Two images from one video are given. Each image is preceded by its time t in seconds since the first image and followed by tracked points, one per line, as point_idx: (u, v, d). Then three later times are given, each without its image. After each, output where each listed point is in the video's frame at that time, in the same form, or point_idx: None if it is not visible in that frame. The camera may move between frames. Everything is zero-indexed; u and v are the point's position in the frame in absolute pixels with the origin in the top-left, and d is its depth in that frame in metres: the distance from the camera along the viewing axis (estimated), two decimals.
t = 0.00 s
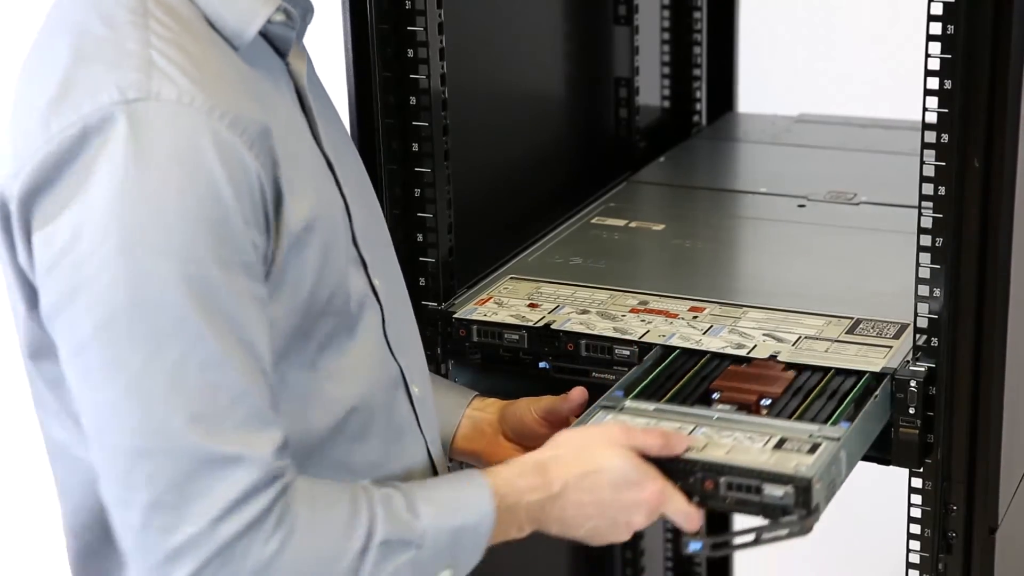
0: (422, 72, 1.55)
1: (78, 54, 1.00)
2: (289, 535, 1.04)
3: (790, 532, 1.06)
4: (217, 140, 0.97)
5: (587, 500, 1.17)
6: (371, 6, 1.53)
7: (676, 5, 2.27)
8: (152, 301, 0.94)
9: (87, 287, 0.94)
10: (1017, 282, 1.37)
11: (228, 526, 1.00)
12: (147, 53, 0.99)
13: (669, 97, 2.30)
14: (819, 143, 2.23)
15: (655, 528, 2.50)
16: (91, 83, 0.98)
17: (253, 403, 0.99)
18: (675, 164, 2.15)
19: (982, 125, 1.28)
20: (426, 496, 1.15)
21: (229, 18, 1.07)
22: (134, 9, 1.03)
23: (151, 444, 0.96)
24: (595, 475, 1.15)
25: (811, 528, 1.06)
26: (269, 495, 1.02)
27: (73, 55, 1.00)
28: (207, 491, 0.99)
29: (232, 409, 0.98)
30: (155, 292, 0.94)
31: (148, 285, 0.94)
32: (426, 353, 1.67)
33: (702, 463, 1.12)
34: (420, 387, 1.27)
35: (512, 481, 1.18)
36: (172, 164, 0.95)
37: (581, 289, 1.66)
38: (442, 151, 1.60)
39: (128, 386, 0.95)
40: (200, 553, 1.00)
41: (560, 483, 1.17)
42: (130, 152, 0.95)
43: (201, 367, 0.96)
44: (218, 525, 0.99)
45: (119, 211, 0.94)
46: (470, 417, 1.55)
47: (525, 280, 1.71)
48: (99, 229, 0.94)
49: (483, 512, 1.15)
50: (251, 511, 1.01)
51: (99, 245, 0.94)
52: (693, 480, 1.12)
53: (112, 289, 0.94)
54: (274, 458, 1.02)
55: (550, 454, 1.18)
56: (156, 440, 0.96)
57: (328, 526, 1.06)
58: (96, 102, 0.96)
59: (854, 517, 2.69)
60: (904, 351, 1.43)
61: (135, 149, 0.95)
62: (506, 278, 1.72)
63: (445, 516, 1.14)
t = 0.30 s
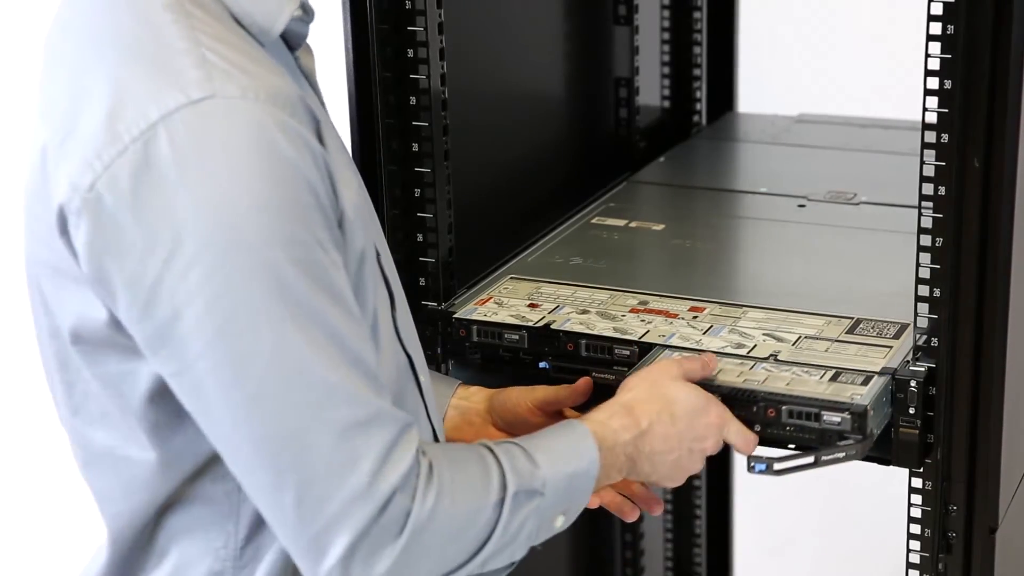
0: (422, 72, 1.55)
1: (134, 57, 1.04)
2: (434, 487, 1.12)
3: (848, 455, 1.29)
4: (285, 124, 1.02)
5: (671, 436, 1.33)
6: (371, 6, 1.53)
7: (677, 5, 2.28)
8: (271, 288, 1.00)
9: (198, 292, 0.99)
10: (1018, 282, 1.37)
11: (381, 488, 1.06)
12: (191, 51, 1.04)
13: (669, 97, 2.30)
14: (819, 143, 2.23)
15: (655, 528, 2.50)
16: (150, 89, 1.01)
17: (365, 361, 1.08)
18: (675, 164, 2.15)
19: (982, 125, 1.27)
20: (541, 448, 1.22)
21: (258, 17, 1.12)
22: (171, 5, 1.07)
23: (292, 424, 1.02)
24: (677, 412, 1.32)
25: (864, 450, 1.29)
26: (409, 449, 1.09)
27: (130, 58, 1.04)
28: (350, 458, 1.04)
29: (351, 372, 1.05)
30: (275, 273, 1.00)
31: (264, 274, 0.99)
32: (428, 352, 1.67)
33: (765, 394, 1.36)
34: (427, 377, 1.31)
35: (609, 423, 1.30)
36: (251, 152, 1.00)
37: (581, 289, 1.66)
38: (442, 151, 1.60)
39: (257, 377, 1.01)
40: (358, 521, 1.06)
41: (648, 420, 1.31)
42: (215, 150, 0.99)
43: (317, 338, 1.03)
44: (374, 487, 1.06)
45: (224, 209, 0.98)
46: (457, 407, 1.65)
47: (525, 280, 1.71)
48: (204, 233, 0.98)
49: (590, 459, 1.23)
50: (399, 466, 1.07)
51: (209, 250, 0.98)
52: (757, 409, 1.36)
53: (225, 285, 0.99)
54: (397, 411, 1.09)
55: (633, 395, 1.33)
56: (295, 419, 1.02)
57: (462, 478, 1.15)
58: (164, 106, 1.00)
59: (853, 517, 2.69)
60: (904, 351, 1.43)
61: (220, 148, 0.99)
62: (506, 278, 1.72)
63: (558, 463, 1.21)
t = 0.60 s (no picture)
0: (422, 72, 1.55)
1: (159, 59, 1.04)
2: (425, 493, 1.12)
3: (855, 446, 1.33)
4: (312, 130, 1.03)
5: (636, 418, 1.34)
6: (371, 6, 1.53)
7: (676, 5, 2.28)
8: (288, 295, 1.00)
9: (216, 294, 0.99)
10: (1018, 282, 1.37)
11: (379, 501, 1.06)
12: (218, 53, 1.04)
13: (669, 97, 2.30)
14: (819, 143, 2.23)
15: (655, 528, 2.50)
16: (180, 90, 1.01)
17: (372, 371, 1.08)
18: (675, 165, 2.15)
19: (982, 125, 1.27)
20: (518, 450, 1.23)
21: (275, 20, 1.14)
22: (193, 8, 1.07)
23: (299, 431, 1.02)
24: (635, 395, 1.35)
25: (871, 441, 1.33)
26: (405, 460, 1.10)
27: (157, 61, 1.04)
28: (353, 468, 1.05)
29: (360, 382, 1.06)
30: (292, 280, 1.00)
31: (284, 280, 1.00)
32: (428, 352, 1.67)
33: (773, 387, 1.38)
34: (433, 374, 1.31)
35: (570, 414, 1.33)
36: (278, 157, 1.00)
37: (581, 289, 1.66)
38: (442, 151, 1.60)
39: (271, 382, 1.01)
40: (352, 530, 1.06)
41: (608, 405, 1.34)
42: (242, 153, 0.99)
43: (333, 344, 1.03)
44: (372, 498, 1.06)
45: (248, 214, 0.98)
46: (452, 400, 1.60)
47: (525, 280, 1.71)
48: (226, 236, 0.98)
49: (566, 456, 1.25)
50: (396, 478, 1.08)
51: (229, 254, 0.98)
52: (764, 401, 1.38)
53: (245, 289, 0.99)
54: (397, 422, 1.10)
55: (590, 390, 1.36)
56: (304, 426, 1.02)
57: (448, 482, 1.15)
58: (191, 107, 1.00)
59: (852, 517, 2.70)
60: (904, 351, 1.43)
61: (247, 152, 0.99)
62: (506, 278, 1.72)
63: (536, 464, 1.22)
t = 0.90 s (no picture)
0: (422, 72, 1.55)
1: (180, 61, 1.03)
2: (448, 494, 1.12)
3: (861, 438, 1.35)
4: (336, 135, 1.03)
5: (658, 423, 1.36)
6: (371, 5, 1.53)
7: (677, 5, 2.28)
8: (315, 298, 1.00)
9: (242, 297, 0.99)
10: (1018, 282, 1.37)
11: (403, 500, 1.06)
12: (241, 56, 1.04)
13: (669, 97, 2.30)
14: (819, 143, 2.23)
15: (655, 528, 2.50)
16: (206, 93, 1.01)
17: (395, 372, 1.08)
18: (675, 165, 2.15)
19: (982, 125, 1.27)
20: (545, 452, 1.22)
21: (291, 23, 1.15)
22: (212, 8, 1.07)
23: (325, 432, 1.03)
24: (661, 400, 1.36)
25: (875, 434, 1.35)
26: (429, 460, 1.10)
27: (181, 64, 1.03)
28: (377, 468, 1.05)
29: (383, 382, 1.06)
30: (317, 283, 1.00)
31: (311, 284, 1.00)
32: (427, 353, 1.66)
33: (780, 377, 1.39)
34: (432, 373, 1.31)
35: (602, 418, 1.32)
36: (304, 162, 1.00)
37: (581, 289, 1.66)
38: (442, 151, 1.60)
39: (298, 385, 1.01)
40: (375, 529, 1.07)
41: (637, 411, 1.34)
42: (269, 158, 1.00)
43: (358, 347, 1.04)
44: (398, 498, 1.06)
45: (275, 218, 0.99)
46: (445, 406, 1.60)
47: (525, 279, 1.71)
48: (252, 240, 0.98)
49: (591, 460, 1.25)
50: (420, 477, 1.08)
51: (255, 256, 0.99)
52: (771, 392, 1.39)
53: (273, 293, 0.99)
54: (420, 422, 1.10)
55: (616, 393, 1.36)
56: (330, 427, 1.03)
57: (476, 483, 1.15)
58: (216, 111, 1.00)
59: (852, 517, 2.70)
60: (904, 351, 1.43)
61: (273, 157, 1.00)
62: (506, 278, 1.72)
63: (562, 467, 1.22)
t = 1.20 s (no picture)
0: (422, 72, 1.55)
1: (217, 55, 1.04)
2: (494, 481, 1.12)
3: (860, 417, 1.39)
4: (375, 126, 1.04)
5: (691, 431, 1.37)
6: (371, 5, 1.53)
7: (677, 5, 2.28)
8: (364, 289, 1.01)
9: (289, 291, 0.99)
10: (1018, 282, 1.37)
11: (452, 483, 1.06)
12: (278, 52, 1.04)
13: (669, 97, 2.30)
14: (819, 143, 2.23)
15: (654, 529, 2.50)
16: (246, 88, 1.02)
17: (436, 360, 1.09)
18: (676, 165, 2.15)
19: (982, 126, 1.28)
20: (586, 449, 1.22)
21: (316, 20, 1.16)
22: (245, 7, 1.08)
23: (374, 420, 1.03)
24: (698, 408, 1.37)
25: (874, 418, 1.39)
26: (474, 446, 1.10)
27: (221, 58, 1.04)
28: (426, 454, 1.05)
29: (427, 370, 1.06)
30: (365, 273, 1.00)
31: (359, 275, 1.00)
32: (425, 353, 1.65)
33: (794, 360, 1.42)
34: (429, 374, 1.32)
35: (641, 425, 1.32)
36: (346, 153, 1.01)
37: (582, 288, 1.66)
38: (442, 151, 1.60)
39: (346, 375, 1.01)
40: (424, 517, 1.06)
41: (675, 420, 1.35)
42: (313, 149, 1.00)
43: (403, 336, 1.04)
44: (446, 482, 1.06)
45: (321, 209, 0.99)
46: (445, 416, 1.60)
47: (525, 279, 1.71)
48: (301, 230, 0.99)
49: (628, 457, 1.25)
50: (467, 462, 1.08)
51: (304, 248, 0.99)
52: (786, 374, 1.42)
53: (321, 283, 0.99)
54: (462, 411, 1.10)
55: (657, 397, 1.35)
56: (379, 416, 1.03)
57: (520, 473, 1.15)
58: (260, 106, 1.01)
59: (852, 517, 2.70)
60: (904, 350, 1.43)
61: (315, 149, 1.00)
62: (505, 278, 1.72)
63: (603, 463, 1.22)
